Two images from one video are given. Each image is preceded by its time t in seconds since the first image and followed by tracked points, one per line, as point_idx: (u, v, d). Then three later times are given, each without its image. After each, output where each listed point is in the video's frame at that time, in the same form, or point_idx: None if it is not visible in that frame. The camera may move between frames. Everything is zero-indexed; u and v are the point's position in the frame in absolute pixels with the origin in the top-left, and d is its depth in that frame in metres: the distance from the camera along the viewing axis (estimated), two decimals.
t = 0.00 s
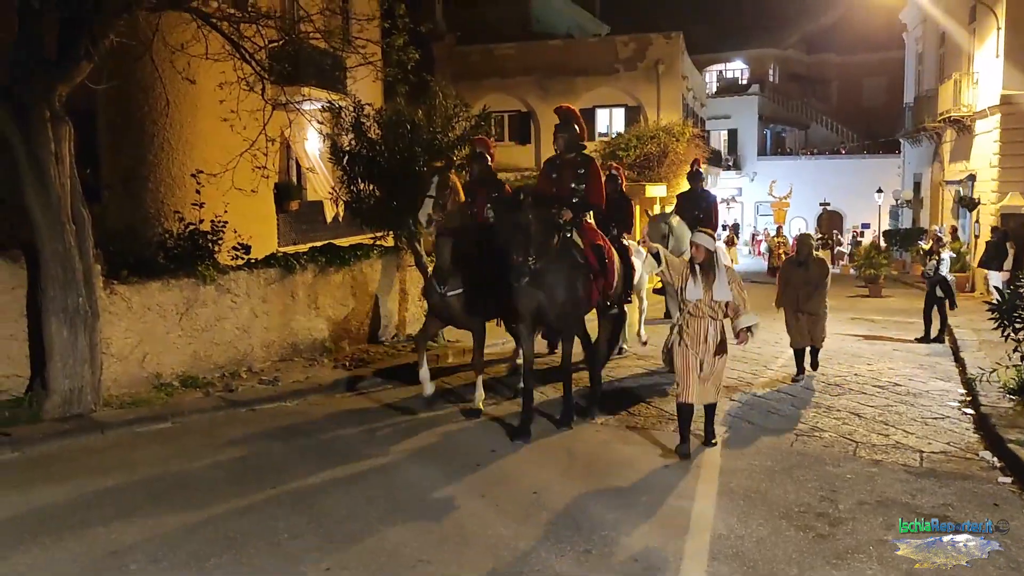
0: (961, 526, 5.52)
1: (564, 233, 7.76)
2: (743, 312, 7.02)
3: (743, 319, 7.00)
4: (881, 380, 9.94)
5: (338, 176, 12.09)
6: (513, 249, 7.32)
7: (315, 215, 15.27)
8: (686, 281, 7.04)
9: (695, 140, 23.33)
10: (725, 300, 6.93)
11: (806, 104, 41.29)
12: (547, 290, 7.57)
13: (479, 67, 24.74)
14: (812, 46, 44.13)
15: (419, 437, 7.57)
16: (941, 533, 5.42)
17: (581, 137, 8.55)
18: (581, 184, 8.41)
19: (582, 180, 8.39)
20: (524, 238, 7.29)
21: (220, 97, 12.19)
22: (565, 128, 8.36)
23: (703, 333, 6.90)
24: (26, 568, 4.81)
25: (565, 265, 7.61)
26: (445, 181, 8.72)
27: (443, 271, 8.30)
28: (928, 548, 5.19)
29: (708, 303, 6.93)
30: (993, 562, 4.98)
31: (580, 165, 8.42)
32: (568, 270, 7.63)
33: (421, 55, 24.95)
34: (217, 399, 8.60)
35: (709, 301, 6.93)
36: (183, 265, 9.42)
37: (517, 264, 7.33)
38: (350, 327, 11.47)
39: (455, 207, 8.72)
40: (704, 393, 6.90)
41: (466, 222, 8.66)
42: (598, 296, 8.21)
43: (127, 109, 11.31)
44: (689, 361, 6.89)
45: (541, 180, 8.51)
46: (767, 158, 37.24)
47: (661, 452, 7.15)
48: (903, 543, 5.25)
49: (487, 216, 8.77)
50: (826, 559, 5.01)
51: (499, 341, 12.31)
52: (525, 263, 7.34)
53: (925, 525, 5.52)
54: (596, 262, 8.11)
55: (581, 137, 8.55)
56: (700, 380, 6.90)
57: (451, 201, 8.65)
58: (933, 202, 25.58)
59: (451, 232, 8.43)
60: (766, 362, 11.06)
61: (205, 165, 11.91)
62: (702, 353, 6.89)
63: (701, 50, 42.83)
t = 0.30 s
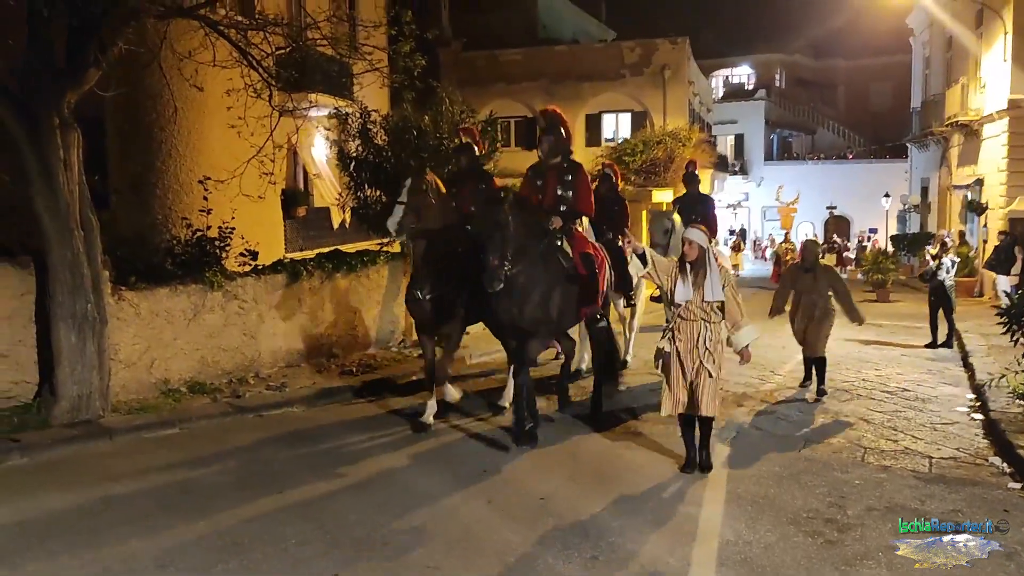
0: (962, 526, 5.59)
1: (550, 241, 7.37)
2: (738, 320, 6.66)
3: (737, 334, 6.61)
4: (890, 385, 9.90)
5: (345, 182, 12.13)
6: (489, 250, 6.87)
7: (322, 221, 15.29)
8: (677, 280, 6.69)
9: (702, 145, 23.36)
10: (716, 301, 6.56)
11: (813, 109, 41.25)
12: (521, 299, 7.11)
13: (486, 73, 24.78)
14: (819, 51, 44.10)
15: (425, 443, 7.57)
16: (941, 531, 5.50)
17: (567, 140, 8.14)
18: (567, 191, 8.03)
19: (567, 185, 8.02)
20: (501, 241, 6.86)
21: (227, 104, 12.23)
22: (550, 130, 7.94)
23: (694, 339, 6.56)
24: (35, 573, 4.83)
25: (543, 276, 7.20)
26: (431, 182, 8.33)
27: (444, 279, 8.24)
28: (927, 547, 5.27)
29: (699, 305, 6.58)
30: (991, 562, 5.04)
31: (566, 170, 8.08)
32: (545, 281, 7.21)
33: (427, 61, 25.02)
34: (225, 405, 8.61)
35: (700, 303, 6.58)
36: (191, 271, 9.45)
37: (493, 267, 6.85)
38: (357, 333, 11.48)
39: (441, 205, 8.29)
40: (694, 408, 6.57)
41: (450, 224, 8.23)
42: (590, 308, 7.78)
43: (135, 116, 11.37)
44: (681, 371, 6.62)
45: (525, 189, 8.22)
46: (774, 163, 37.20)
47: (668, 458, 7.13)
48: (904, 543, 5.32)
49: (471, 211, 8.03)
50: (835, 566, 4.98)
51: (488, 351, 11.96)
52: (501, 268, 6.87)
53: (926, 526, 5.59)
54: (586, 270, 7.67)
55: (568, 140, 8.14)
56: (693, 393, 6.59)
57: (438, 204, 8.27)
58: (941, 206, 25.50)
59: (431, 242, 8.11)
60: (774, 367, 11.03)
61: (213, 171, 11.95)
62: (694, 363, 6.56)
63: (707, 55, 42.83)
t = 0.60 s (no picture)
0: (962, 526, 5.68)
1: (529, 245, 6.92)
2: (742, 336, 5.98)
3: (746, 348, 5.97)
4: (897, 391, 9.86)
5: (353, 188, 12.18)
6: (467, 236, 6.42)
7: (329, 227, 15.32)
8: (668, 294, 5.96)
9: (708, 150, 23.39)
10: (711, 317, 5.78)
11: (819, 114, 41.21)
12: (501, 302, 6.68)
13: (492, 78, 24.79)
14: (825, 56, 44.07)
15: (431, 449, 7.56)
16: (941, 533, 5.57)
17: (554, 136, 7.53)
18: (553, 189, 7.44)
19: (550, 183, 7.43)
20: (484, 224, 6.40)
21: (235, 110, 12.26)
22: (532, 126, 7.38)
23: (685, 359, 5.85)
24: None
25: (525, 279, 6.73)
26: (419, 183, 7.43)
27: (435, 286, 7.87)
28: (928, 548, 5.33)
29: (693, 321, 5.81)
30: (991, 562, 5.10)
31: (550, 167, 7.43)
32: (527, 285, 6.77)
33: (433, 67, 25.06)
34: (232, 411, 8.62)
35: (694, 319, 5.80)
36: (198, 276, 9.48)
37: (468, 251, 6.40)
38: (365, 339, 11.51)
39: (431, 215, 7.43)
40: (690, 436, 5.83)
41: (438, 228, 7.37)
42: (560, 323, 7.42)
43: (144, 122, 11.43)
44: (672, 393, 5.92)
45: (507, 185, 7.52)
46: (781, 168, 37.12)
47: (677, 464, 7.11)
48: (904, 543, 5.39)
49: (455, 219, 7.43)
50: (842, 572, 4.97)
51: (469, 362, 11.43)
52: (478, 255, 6.41)
53: (926, 525, 5.68)
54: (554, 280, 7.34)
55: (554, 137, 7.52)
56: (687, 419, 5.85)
57: (427, 211, 7.45)
58: (948, 211, 25.44)
59: (419, 246, 7.38)
60: (781, 373, 11.01)
61: (220, 177, 11.97)
62: (686, 384, 5.85)
63: (713, 60, 42.84)
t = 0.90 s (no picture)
0: (961, 526, 5.77)
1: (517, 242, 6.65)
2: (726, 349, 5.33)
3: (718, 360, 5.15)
4: (907, 396, 9.82)
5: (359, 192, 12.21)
6: (451, 237, 6.03)
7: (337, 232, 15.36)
8: (656, 301, 5.48)
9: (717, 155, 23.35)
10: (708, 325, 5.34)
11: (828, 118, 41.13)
12: (488, 307, 6.33)
13: (500, 83, 24.82)
14: (834, 60, 44.00)
15: (439, 454, 7.56)
16: (941, 533, 5.67)
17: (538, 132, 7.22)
18: (535, 187, 7.14)
19: (534, 179, 7.13)
20: (467, 224, 6.05)
21: (244, 116, 12.36)
22: (514, 119, 6.94)
23: (678, 370, 5.38)
24: None
25: (511, 282, 6.44)
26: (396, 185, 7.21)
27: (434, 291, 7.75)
28: (928, 548, 5.41)
29: (686, 330, 5.40)
30: (991, 562, 5.17)
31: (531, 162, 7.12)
32: (515, 290, 6.47)
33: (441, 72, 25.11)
34: (240, 416, 8.65)
35: (686, 327, 5.39)
36: (208, 282, 9.55)
37: (453, 255, 6.01)
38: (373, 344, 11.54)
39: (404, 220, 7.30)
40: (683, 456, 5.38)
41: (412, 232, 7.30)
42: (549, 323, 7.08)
43: (153, 129, 11.50)
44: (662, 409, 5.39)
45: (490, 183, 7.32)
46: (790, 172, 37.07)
47: (684, 470, 7.09)
48: (903, 543, 5.49)
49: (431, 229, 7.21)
50: None
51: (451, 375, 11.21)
52: (464, 258, 6.04)
53: (926, 525, 5.77)
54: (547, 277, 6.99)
55: (538, 132, 7.21)
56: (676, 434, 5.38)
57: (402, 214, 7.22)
58: (959, 215, 25.32)
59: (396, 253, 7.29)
60: (789, 378, 10.99)
61: (229, 183, 12.04)
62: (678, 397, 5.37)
63: (722, 64, 42.82)
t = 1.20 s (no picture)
0: (963, 526, 5.83)
1: (499, 253, 6.29)
2: (702, 360, 4.97)
3: (696, 378, 4.91)
4: (918, 401, 9.78)
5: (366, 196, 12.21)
6: (418, 265, 5.76)
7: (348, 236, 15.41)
8: (637, 306, 5.18)
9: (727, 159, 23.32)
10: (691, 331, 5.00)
11: (838, 122, 41.04)
12: (469, 321, 6.00)
13: (510, 87, 24.85)
14: (844, 64, 43.92)
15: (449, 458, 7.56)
16: (940, 532, 5.74)
17: (515, 136, 6.86)
18: (516, 193, 6.71)
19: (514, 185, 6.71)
20: (435, 251, 5.77)
21: (254, 121, 12.42)
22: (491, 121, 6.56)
23: (660, 379, 5.05)
24: None
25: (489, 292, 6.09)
26: (376, 187, 6.54)
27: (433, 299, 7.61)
28: (928, 548, 5.48)
29: (668, 335, 5.08)
30: (1004, 568, 5.13)
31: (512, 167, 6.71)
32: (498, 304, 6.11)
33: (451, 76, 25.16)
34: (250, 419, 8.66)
35: (668, 333, 5.08)
36: (219, 286, 9.61)
37: (422, 284, 5.74)
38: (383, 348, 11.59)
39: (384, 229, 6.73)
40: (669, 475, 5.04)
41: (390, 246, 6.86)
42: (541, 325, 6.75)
43: (164, 133, 11.55)
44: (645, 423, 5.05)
45: (466, 190, 6.88)
46: (800, 176, 36.98)
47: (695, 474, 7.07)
48: (903, 543, 5.56)
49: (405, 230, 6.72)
50: None
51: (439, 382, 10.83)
52: (434, 286, 5.76)
53: (926, 525, 5.84)
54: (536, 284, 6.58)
55: (515, 136, 6.86)
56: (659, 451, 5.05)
57: (389, 217, 6.63)
58: (970, 219, 25.19)
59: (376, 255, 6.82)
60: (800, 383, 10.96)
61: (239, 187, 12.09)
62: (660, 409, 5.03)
63: (731, 69, 42.81)
